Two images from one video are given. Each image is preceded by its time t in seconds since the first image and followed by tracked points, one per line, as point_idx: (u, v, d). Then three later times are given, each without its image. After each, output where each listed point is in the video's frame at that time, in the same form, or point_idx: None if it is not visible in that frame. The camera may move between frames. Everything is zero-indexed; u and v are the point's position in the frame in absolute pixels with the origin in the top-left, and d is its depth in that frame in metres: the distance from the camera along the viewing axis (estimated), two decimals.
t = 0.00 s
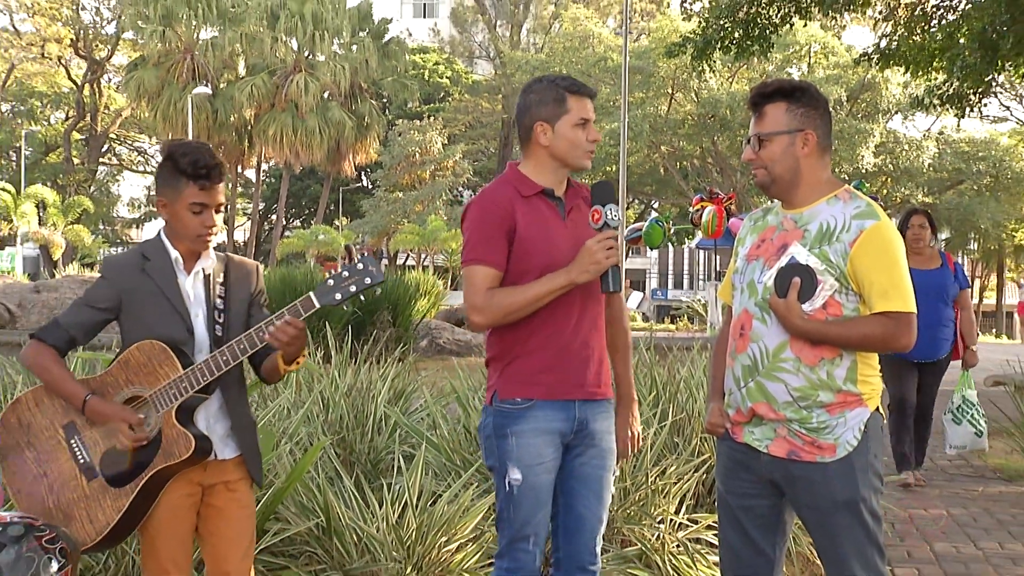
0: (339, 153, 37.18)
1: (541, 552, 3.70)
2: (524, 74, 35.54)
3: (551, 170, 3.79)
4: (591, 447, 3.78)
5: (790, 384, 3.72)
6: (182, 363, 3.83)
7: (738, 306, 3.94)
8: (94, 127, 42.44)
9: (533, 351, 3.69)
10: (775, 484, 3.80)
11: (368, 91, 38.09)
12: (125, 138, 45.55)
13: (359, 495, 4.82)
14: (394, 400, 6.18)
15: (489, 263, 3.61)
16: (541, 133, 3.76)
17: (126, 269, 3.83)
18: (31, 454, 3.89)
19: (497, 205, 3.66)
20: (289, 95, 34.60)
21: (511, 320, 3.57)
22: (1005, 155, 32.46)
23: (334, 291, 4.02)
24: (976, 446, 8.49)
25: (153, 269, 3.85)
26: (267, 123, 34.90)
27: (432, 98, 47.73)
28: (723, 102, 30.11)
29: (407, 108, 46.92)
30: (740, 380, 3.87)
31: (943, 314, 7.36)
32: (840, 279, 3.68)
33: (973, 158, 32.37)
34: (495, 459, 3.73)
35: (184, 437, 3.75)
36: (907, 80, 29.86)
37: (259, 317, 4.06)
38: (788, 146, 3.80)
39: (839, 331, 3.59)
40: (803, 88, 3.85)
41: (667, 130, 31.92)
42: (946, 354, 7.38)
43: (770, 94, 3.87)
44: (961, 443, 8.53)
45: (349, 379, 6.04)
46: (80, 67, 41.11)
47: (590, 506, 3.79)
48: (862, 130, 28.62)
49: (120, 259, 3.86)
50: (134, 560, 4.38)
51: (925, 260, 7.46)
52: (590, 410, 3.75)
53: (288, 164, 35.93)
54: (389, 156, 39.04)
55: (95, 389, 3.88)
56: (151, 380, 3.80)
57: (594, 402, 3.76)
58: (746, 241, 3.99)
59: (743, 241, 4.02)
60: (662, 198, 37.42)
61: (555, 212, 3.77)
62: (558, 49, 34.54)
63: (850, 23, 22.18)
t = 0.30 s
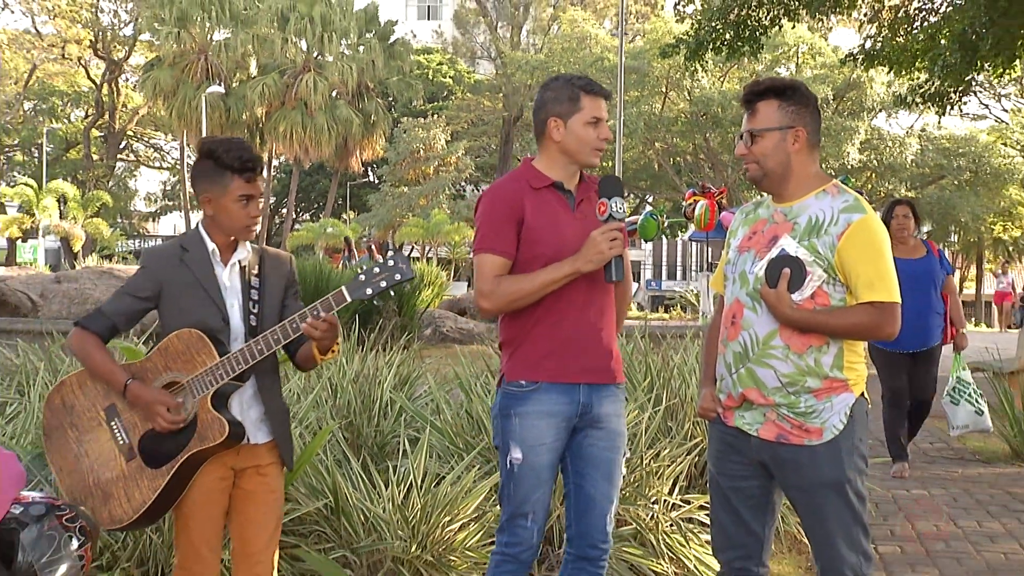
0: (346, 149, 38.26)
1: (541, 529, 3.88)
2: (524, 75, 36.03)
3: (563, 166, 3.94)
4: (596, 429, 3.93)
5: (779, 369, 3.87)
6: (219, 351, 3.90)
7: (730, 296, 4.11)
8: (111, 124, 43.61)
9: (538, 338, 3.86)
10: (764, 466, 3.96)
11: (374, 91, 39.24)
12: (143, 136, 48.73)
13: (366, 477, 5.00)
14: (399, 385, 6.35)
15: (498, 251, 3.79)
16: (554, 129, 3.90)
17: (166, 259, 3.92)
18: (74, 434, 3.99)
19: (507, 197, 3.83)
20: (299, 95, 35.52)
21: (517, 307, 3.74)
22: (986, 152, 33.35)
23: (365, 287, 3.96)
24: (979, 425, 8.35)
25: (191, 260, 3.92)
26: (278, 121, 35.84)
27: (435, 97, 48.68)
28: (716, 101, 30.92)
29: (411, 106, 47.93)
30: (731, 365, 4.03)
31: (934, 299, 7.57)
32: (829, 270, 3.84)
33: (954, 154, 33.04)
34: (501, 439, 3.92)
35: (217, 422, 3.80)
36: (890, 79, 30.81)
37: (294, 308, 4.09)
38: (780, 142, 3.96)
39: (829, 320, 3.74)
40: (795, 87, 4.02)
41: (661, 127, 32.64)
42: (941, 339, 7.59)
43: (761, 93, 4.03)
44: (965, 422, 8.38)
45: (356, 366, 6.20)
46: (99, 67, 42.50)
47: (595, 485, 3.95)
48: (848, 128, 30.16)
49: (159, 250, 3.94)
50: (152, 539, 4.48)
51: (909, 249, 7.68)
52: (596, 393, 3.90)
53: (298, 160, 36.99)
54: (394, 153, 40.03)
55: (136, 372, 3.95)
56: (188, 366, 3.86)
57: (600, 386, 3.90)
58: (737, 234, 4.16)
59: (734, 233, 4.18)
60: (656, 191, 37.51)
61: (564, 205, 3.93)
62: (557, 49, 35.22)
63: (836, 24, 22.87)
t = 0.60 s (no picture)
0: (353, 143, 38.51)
1: (546, 511, 4.01)
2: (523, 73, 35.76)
3: (571, 164, 4.07)
4: (599, 416, 4.09)
5: (769, 356, 3.97)
6: (249, 339, 4.06)
7: (722, 285, 4.19)
8: (127, 120, 44.23)
9: (548, 327, 4.01)
10: (755, 448, 4.07)
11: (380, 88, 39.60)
12: (158, 131, 49.29)
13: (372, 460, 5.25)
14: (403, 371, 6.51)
15: (510, 246, 3.94)
16: (562, 128, 4.04)
17: (199, 250, 4.08)
18: (109, 414, 4.15)
19: (518, 193, 3.98)
20: (308, 92, 36.17)
21: (529, 299, 3.90)
22: (969, 147, 33.22)
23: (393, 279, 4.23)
24: (969, 413, 8.52)
25: (223, 250, 4.08)
26: (287, 117, 36.39)
27: (439, 93, 49.14)
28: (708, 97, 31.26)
29: (416, 102, 48.38)
30: (723, 352, 4.12)
31: (928, 289, 7.67)
32: (817, 261, 3.93)
33: (937, 149, 32.76)
34: (510, 422, 4.07)
35: (248, 406, 3.96)
36: (875, 78, 31.23)
37: (322, 298, 4.25)
38: (771, 137, 4.02)
39: (817, 309, 3.84)
40: (785, 84, 4.07)
41: (656, 123, 32.93)
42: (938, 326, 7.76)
43: (753, 89, 4.08)
44: (957, 409, 8.51)
45: (362, 353, 6.36)
46: (116, 65, 42.83)
47: (594, 470, 4.11)
48: (834, 124, 30.31)
49: (192, 241, 4.10)
50: (167, 519, 4.69)
51: (901, 240, 7.74)
52: (600, 382, 4.06)
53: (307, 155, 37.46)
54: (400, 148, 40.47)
55: (170, 358, 4.11)
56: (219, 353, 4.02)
57: (605, 374, 4.06)
58: (730, 225, 4.21)
59: (727, 225, 4.25)
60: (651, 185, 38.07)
61: (575, 200, 4.07)
62: (556, 47, 35.37)
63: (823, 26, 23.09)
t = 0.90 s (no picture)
0: (358, 139, 38.88)
1: (541, 492, 4.12)
2: (523, 70, 36.06)
3: (574, 161, 4.20)
4: (594, 402, 4.22)
5: (762, 344, 4.02)
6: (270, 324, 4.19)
7: (717, 275, 4.24)
8: (140, 116, 44.64)
9: (549, 315, 4.13)
10: (747, 433, 4.14)
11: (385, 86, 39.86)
12: (170, 127, 49.62)
13: (377, 445, 5.45)
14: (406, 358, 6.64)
15: (510, 236, 4.06)
16: (566, 125, 4.16)
17: (223, 239, 4.22)
18: (134, 397, 4.27)
19: (520, 186, 4.10)
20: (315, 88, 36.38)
21: (528, 289, 4.02)
22: (954, 142, 33.02)
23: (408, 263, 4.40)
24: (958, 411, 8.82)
25: (246, 240, 4.22)
26: (293, 113, 36.58)
27: (442, 90, 49.59)
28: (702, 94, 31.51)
29: (419, 99, 48.84)
30: (717, 341, 4.19)
31: (934, 283, 7.83)
32: (809, 251, 3.96)
33: (924, 143, 32.93)
34: (508, 406, 4.20)
35: (266, 387, 4.08)
36: (865, 74, 31.56)
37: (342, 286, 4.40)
38: (765, 131, 4.04)
39: (809, 299, 3.87)
40: (778, 80, 4.09)
41: (652, 119, 33.09)
42: (939, 320, 7.91)
43: (747, 85, 4.10)
44: (947, 408, 8.81)
45: (367, 342, 6.49)
46: (129, 62, 42.83)
47: (587, 454, 4.26)
48: (825, 120, 30.55)
49: (217, 232, 4.24)
50: (178, 502, 4.86)
51: (910, 232, 7.91)
52: (597, 369, 4.18)
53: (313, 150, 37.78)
54: (404, 143, 40.88)
55: (192, 341, 4.23)
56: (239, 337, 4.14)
57: (601, 362, 4.19)
58: (726, 217, 4.27)
59: (722, 218, 4.30)
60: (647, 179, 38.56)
61: (575, 196, 4.20)
62: (555, 45, 35.56)
63: (814, 23, 23.25)
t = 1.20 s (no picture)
0: (362, 138, 39.00)
1: (539, 484, 4.22)
2: (524, 69, 36.15)
3: (572, 158, 4.30)
4: (590, 395, 4.32)
5: (756, 337, 4.11)
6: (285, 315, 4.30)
7: (712, 269, 4.35)
8: (150, 115, 44.95)
9: (548, 310, 4.23)
10: (742, 424, 4.24)
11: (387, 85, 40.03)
12: (177, 125, 49.89)
13: (381, 436, 5.57)
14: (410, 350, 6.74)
15: (509, 231, 4.17)
16: (565, 124, 4.26)
17: (240, 233, 4.32)
18: (150, 385, 4.37)
19: (520, 182, 4.21)
20: (320, 87, 36.54)
21: (528, 282, 4.12)
22: (944, 140, 33.12)
23: (421, 258, 4.51)
24: (965, 407, 8.86)
25: (263, 233, 4.34)
26: (299, 112, 36.69)
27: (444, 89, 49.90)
28: (699, 93, 31.66)
29: (422, 98, 49.20)
30: (713, 333, 4.28)
31: (937, 281, 7.85)
32: (802, 246, 4.05)
33: (914, 141, 32.88)
34: (507, 400, 4.29)
35: (281, 375, 4.19)
36: (858, 73, 31.77)
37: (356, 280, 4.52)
38: (759, 129, 4.13)
39: (802, 293, 3.96)
40: (773, 79, 4.17)
41: (649, 117, 33.17)
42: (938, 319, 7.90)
43: (743, 84, 4.19)
44: (954, 404, 8.84)
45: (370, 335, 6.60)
46: (138, 61, 43.02)
47: (584, 445, 4.36)
48: (818, 118, 30.78)
49: (234, 226, 4.35)
50: (186, 490, 5.01)
51: (913, 229, 7.94)
52: (594, 363, 4.28)
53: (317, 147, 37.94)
54: (407, 140, 41.18)
55: (208, 331, 4.34)
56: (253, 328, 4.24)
57: (598, 356, 4.29)
58: (721, 212, 4.36)
59: (717, 213, 4.40)
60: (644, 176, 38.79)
61: (571, 193, 4.30)
62: (555, 45, 35.67)
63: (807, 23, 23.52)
